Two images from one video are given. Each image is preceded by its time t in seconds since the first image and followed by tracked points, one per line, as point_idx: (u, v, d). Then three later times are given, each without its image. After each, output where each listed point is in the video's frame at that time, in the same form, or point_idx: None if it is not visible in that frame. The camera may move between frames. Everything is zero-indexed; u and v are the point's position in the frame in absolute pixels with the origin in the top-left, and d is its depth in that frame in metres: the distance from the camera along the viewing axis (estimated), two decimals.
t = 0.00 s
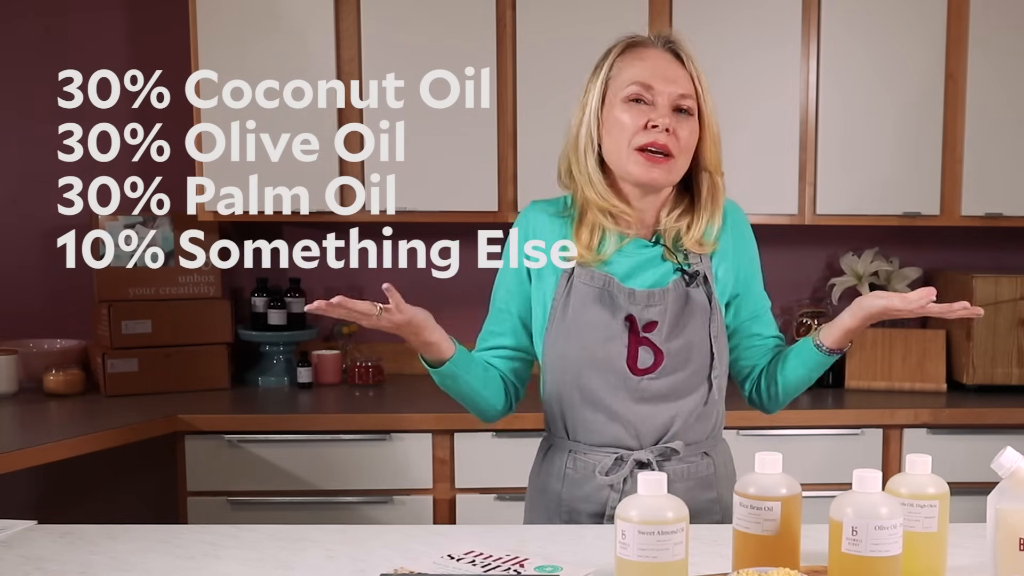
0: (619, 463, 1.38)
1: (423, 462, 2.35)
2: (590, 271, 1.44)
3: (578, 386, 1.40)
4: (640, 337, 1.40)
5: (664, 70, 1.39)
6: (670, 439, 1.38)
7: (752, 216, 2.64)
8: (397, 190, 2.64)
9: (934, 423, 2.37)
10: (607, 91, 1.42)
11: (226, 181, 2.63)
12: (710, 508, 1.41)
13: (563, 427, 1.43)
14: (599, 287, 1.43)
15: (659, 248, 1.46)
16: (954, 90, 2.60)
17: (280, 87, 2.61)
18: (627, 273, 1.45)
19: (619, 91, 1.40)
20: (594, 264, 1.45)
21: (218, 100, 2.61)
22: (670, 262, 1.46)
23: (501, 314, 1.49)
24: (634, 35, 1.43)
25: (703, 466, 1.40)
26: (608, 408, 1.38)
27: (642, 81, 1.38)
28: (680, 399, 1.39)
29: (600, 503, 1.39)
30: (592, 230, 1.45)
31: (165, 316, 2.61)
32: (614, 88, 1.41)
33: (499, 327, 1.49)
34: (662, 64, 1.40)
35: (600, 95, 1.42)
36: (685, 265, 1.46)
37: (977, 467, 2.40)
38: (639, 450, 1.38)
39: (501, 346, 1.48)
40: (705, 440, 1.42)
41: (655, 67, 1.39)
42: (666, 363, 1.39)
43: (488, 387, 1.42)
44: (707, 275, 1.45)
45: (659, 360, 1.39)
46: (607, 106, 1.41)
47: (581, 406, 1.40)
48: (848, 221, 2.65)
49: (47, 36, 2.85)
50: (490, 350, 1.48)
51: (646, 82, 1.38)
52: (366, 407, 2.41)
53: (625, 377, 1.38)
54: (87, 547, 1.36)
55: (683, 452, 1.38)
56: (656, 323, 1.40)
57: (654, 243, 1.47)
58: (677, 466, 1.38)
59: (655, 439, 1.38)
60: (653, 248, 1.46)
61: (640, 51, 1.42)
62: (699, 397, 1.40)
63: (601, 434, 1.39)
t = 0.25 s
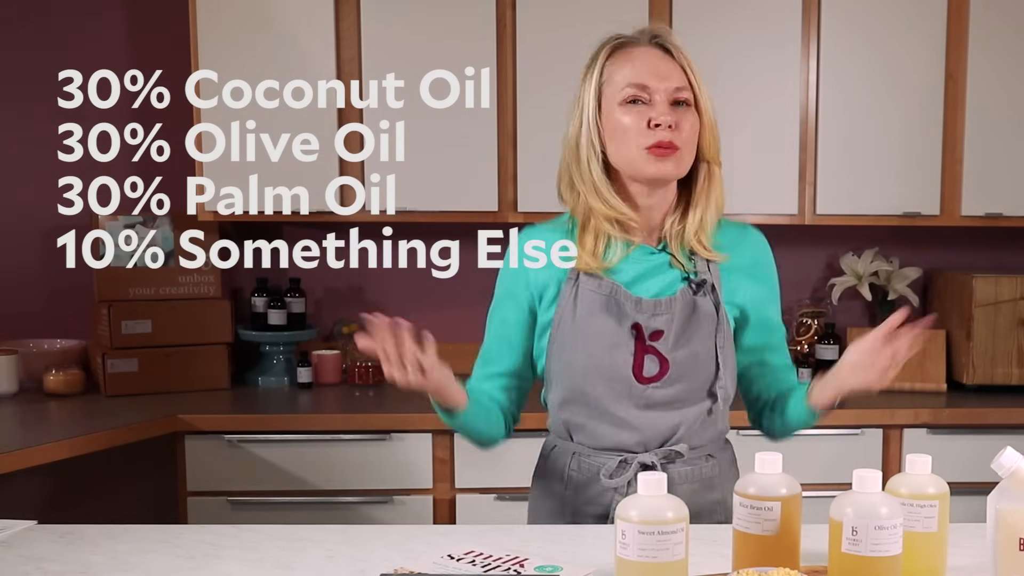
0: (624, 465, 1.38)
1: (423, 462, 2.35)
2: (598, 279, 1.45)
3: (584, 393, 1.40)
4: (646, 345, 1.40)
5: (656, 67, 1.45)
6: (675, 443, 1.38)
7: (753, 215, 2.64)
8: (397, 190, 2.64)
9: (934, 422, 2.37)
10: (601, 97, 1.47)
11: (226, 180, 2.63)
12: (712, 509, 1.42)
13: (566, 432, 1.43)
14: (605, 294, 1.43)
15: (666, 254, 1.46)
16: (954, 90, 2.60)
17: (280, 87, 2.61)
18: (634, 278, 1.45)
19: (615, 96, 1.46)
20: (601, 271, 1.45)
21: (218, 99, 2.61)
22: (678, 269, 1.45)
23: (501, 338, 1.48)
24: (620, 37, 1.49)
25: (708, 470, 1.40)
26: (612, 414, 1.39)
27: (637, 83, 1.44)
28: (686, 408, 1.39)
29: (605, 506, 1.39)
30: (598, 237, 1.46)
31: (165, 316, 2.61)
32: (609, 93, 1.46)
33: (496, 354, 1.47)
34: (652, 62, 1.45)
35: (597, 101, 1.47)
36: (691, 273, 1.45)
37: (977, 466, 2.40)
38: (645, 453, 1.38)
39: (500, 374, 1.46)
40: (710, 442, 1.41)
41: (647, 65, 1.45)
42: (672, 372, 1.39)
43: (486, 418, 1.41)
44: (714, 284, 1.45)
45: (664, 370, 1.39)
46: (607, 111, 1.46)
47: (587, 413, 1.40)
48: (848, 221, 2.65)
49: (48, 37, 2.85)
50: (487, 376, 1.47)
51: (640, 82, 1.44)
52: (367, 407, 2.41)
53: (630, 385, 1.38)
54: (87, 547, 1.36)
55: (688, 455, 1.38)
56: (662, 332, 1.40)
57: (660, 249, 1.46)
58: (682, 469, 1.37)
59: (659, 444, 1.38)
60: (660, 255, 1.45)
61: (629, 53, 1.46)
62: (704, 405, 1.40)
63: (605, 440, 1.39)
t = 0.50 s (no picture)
0: (631, 462, 1.39)
1: (423, 462, 2.35)
2: (608, 280, 1.41)
3: (592, 391, 1.39)
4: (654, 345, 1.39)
5: (641, 68, 1.38)
6: (681, 440, 1.40)
7: (752, 216, 2.64)
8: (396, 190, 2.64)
9: (934, 422, 2.37)
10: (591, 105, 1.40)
11: (226, 180, 2.63)
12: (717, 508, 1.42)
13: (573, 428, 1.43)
14: (616, 293, 1.41)
15: (673, 256, 1.42)
16: (954, 90, 2.60)
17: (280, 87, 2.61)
18: (643, 281, 1.42)
19: (606, 101, 1.39)
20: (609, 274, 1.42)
21: (218, 100, 2.61)
22: (685, 270, 1.42)
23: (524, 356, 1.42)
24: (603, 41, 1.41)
25: (714, 468, 1.41)
26: (619, 412, 1.40)
27: (625, 86, 1.37)
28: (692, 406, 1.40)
29: (613, 502, 1.41)
30: (604, 240, 1.43)
31: (165, 316, 2.61)
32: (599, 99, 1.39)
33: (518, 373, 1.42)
34: (638, 62, 1.38)
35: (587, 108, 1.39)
36: (697, 275, 1.42)
37: (977, 467, 2.40)
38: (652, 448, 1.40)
39: (523, 393, 1.42)
40: (716, 442, 1.42)
41: (632, 65, 1.38)
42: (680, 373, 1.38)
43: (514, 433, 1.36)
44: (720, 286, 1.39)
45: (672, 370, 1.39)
46: (598, 116, 1.39)
47: (594, 411, 1.40)
48: (847, 221, 2.65)
49: (49, 37, 2.86)
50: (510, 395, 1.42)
51: (628, 84, 1.37)
52: (366, 407, 2.41)
53: (638, 384, 1.38)
54: (87, 547, 1.36)
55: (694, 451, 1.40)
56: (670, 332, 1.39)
57: (667, 251, 1.42)
58: (690, 466, 1.39)
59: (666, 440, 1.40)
60: (667, 257, 1.42)
61: (614, 55, 1.39)
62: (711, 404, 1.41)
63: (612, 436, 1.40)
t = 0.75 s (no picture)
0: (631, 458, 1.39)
1: (422, 462, 2.35)
2: (613, 276, 1.42)
3: (592, 386, 1.39)
4: (654, 340, 1.38)
5: (618, 73, 1.34)
6: (682, 437, 1.38)
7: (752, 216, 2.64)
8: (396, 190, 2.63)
9: (934, 422, 2.37)
10: (579, 118, 1.39)
11: (226, 180, 2.63)
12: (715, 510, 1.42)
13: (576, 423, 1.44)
14: (619, 288, 1.41)
15: (677, 253, 1.42)
16: (954, 90, 2.60)
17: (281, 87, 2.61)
18: (647, 277, 1.42)
19: (591, 114, 1.37)
20: (615, 272, 1.43)
21: (218, 99, 2.61)
22: (688, 265, 1.42)
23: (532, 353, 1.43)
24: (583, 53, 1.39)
25: (713, 466, 1.41)
26: (620, 408, 1.39)
27: (605, 94, 1.34)
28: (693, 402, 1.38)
29: (612, 499, 1.41)
30: (610, 241, 1.44)
31: (165, 315, 2.61)
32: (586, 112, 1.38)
33: (527, 371, 1.42)
34: (616, 69, 1.35)
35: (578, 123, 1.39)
36: (701, 271, 1.41)
37: (977, 467, 2.40)
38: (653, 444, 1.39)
39: (531, 390, 1.43)
40: (718, 441, 1.41)
41: (609, 73, 1.35)
42: (680, 368, 1.37)
43: (524, 430, 1.37)
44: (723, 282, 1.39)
45: (673, 365, 1.37)
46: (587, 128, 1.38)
47: (595, 406, 1.40)
48: (847, 221, 2.65)
49: (49, 36, 2.85)
50: (517, 393, 1.42)
51: (608, 92, 1.34)
52: (366, 407, 2.41)
53: (638, 378, 1.38)
54: (87, 547, 1.36)
55: (695, 448, 1.39)
56: (670, 327, 1.38)
57: (671, 248, 1.43)
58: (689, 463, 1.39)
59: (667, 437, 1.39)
60: (672, 253, 1.42)
61: (593, 66, 1.37)
62: (713, 401, 1.39)
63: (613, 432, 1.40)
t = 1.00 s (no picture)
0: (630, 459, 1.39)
1: (422, 462, 2.35)
2: (612, 281, 1.41)
3: (589, 390, 1.40)
4: (651, 345, 1.38)
5: (600, 90, 1.37)
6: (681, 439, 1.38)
7: (752, 216, 2.64)
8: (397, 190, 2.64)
9: (934, 422, 2.37)
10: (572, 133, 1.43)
11: (226, 181, 2.63)
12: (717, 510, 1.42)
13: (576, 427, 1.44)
14: (615, 293, 1.41)
15: (677, 258, 1.40)
16: (954, 91, 2.60)
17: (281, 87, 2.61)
18: (645, 282, 1.41)
19: (579, 130, 1.40)
20: (615, 278, 1.42)
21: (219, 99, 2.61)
22: (688, 271, 1.40)
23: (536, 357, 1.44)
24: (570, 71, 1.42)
25: (713, 468, 1.40)
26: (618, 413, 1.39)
27: (590, 111, 1.37)
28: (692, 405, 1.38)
29: (613, 501, 1.41)
30: (610, 249, 1.43)
31: (165, 315, 2.61)
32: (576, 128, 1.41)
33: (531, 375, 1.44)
34: (598, 86, 1.37)
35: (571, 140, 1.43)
36: (701, 276, 1.39)
37: (977, 466, 2.40)
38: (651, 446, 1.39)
39: (536, 394, 1.44)
40: (719, 442, 1.41)
41: (592, 89, 1.37)
42: (678, 371, 1.37)
43: (527, 432, 1.38)
44: (722, 287, 1.37)
45: (670, 369, 1.37)
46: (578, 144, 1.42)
47: (592, 410, 1.40)
48: (847, 221, 2.65)
49: (49, 36, 2.86)
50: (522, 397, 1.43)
51: (591, 109, 1.37)
52: (366, 407, 2.41)
53: (634, 382, 1.38)
54: (87, 547, 1.36)
55: (694, 449, 1.39)
56: (666, 330, 1.38)
57: (672, 254, 1.41)
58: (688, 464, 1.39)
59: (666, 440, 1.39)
60: (672, 258, 1.40)
61: (579, 84, 1.40)
62: (713, 403, 1.38)
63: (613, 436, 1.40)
